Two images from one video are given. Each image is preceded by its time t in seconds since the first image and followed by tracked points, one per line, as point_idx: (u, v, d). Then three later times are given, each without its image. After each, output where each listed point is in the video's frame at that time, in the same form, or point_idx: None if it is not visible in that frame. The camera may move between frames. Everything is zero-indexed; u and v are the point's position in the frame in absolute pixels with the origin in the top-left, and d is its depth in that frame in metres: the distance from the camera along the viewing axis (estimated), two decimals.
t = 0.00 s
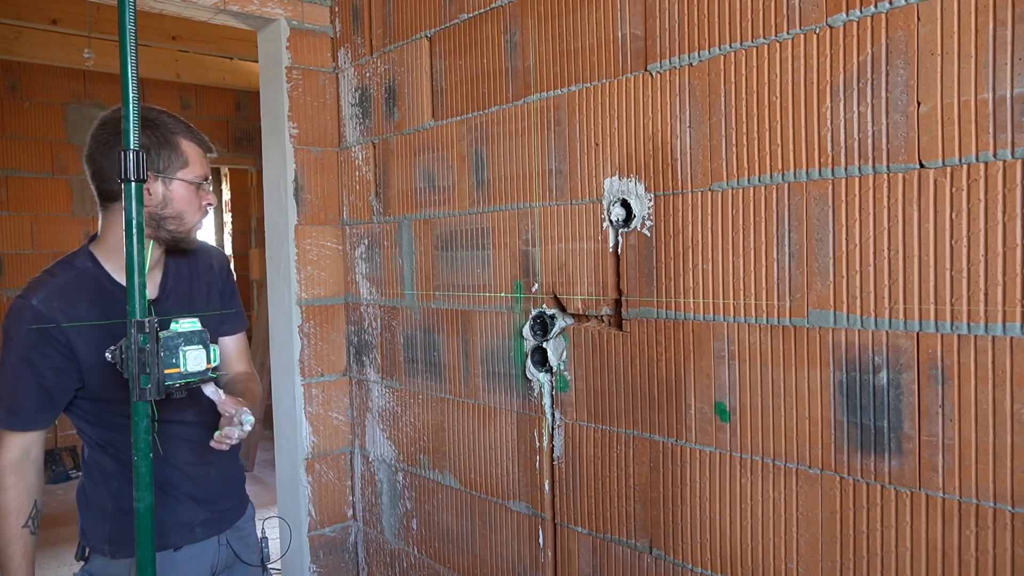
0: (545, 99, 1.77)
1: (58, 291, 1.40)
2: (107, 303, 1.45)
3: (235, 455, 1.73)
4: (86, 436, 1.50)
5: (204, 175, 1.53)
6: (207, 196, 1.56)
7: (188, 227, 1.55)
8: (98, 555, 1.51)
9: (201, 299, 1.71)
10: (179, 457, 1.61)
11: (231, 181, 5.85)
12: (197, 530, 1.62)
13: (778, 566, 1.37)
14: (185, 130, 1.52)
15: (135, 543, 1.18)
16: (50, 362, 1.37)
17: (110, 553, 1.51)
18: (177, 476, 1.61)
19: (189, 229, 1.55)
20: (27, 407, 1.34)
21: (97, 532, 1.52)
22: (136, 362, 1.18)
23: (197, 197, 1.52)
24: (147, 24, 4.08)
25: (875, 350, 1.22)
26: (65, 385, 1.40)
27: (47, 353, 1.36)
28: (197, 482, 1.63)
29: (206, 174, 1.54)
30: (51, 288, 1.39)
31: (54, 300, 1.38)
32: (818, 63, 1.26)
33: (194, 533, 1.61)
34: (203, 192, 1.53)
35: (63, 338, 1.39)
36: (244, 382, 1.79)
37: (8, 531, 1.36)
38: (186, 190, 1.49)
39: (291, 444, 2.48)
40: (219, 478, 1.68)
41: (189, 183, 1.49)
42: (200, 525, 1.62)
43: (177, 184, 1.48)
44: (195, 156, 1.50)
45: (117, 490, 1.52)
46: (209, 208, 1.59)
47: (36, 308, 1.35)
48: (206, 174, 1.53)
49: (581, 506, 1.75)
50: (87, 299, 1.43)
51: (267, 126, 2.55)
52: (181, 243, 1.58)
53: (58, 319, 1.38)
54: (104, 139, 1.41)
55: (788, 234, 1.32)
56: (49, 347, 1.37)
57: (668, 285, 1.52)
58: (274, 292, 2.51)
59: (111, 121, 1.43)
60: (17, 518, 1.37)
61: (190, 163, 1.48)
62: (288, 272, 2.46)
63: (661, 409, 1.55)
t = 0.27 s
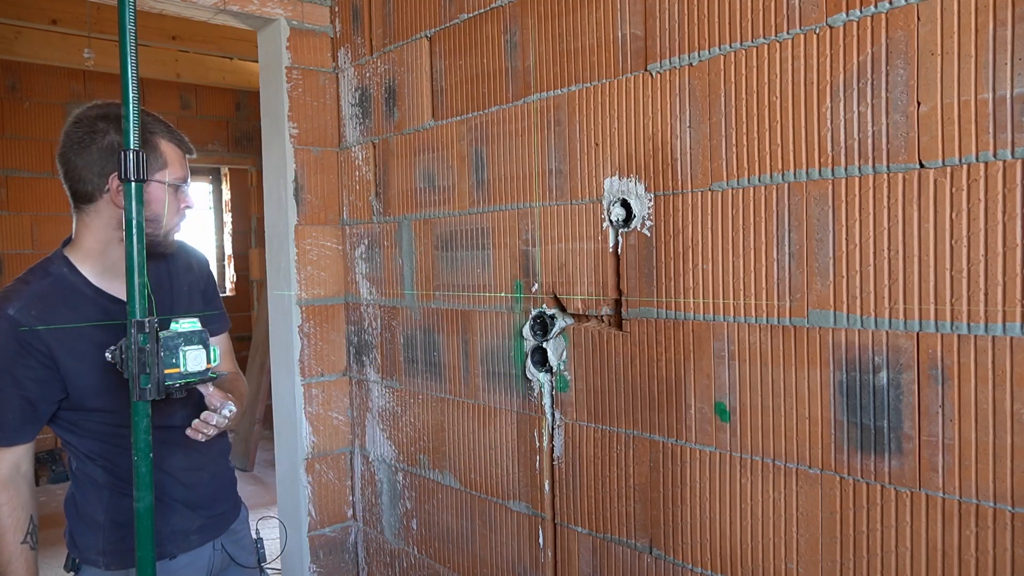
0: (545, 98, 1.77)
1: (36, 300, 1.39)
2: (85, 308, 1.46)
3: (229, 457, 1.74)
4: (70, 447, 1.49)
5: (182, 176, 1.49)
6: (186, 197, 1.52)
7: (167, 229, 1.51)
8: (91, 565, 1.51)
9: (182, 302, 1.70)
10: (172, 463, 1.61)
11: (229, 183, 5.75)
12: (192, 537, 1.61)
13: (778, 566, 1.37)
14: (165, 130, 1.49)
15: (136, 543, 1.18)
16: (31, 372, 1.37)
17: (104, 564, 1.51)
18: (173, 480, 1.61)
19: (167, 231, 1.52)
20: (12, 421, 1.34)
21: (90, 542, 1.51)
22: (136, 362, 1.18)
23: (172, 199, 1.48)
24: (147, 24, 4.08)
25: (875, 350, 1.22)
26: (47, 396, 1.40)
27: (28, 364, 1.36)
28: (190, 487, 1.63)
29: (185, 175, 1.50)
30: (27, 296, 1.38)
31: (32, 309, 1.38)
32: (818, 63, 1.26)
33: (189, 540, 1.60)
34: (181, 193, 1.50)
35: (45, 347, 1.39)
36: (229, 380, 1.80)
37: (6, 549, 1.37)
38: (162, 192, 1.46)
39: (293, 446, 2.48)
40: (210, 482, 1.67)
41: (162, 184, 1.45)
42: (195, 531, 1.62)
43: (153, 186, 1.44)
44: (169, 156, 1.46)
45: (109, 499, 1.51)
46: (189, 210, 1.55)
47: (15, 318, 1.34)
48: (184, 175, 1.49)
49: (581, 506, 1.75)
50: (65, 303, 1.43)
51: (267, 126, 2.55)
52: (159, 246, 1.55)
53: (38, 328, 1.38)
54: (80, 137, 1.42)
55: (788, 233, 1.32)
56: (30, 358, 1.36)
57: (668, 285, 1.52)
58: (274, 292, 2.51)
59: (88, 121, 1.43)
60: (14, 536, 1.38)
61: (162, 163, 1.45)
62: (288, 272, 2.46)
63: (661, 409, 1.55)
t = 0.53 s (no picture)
0: (545, 99, 1.77)
1: (23, 304, 1.39)
2: (75, 312, 1.46)
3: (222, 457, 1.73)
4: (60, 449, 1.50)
5: (170, 177, 1.47)
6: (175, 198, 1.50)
7: (156, 231, 1.50)
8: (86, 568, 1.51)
9: (172, 303, 1.69)
10: (167, 465, 1.61)
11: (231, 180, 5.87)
12: (187, 539, 1.61)
13: (778, 566, 1.37)
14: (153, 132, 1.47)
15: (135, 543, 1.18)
16: (19, 377, 1.37)
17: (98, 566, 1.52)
18: (169, 481, 1.61)
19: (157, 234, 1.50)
20: (1, 427, 1.34)
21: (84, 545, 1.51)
22: (136, 362, 1.19)
23: (162, 201, 1.46)
24: (147, 24, 4.08)
25: (875, 350, 1.22)
26: (36, 401, 1.40)
27: (15, 369, 1.36)
28: (185, 489, 1.63)
29: (174, 176, 1.49)
30: (15, 300, 1.38)
31: (20, 313, 1.38)
32: (818, 63, 1.26)
33: (184, 541, 1.60)
34: (169, 195, 1.48)
35: (33, 351, 1.39)
36: (221, 382, 1.79)
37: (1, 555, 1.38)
38: (151, 193, 1.44)
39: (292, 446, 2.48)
40: (205, 483, 1.67)
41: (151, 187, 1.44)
42: (190, 533, 1.62)
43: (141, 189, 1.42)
44: (159, 158, 1.45)
45: (103, 503, 1.52)
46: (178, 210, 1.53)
47: (2, 324, 1.35)
48: (173, 176, 1.47)
49: (581, 506, 1.75)
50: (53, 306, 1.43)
51: (267, 126, 2.55)
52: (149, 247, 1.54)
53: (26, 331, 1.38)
54: (67, 139, 1.41)
55: (788, 234, 1.32)
56: (18, 362, 1.37)
57: (668, 285, 1.52)
58: (274, 292, 2.51)
59: (74, 122, 1.42)
60: (8, 543, 1.39)
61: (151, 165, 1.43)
62: (288, 272, 2.45)
63: (661, 409, 1.55)
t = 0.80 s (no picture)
0: (545, 99, 1.77)
1: (20, 306, 1.39)
2: (72, 312, 1.45)
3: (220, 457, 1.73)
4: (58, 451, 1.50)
5: (167, 179, 1.47)
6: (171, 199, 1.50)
7: (153, 232, 1.49)
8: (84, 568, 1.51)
9: (168, 303, 1.70)
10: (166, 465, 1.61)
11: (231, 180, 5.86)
12: (184, 538, 1.61)
13: (779, 566, 1.37)
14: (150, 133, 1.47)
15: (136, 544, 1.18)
16: (16, 379, 1.37)
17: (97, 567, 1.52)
18: (167, 481, 1.60)
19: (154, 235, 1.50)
20: None
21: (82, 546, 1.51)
22: (136, 362, 1.19)
23: (159, 203, 1.46)
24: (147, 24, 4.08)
25: (875, 350, 1.22)
26: (33, 402, 1.40)
27: (12, 371, 1.36)
28: (184, 489, 1.63)
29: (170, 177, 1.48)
30: (12, 302, 1.38)
31: (16, 315, 1.38)
32: (818, 63, 1.26)
33: (181, 541, 1.60)
34: (166, 196, 1.47)
35: (29, 353, 1.39)
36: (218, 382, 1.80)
37: None
38: (147, 194, 1.44)
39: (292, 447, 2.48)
40: (204, 483, 1.67)
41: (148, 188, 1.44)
42: (188, 532, 1.62)
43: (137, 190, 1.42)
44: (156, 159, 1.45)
45: (101, 503, 1.52)
46: (174, 212, 1.53)
47: None
48: (169, 178, 1.47)
49: (581, 506, 1.75)
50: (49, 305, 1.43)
51: (267, 126, 2.55)
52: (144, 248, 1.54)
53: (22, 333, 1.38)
54: (62, 141, 1.40)
55: (788, 234, 1.32)
56: (15, 365, 1.37)
57: (668, 285, 1.52)
58: (274, 292, 2.51)
59: (69, 123, 1.42)
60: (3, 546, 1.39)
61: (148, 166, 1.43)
62: (288, 271, 2.45)
63: (661, 409, 1.55)
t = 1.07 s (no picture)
0: (545, 99, 1.77)
1: (28, 306, 1.39)
2: (77, 312, 1.46)
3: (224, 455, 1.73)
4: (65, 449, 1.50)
5: (171, 179, 1.47)
6: (176, 199, 1.50)
7: (159, 232, 1.50)
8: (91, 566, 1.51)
9: (176, 302, 1.70)
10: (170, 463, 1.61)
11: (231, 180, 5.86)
12: (190, 536, 1.61)
13: (779, 565, 1.37)
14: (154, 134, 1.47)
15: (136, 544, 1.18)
16: (25, 379, 1.37)
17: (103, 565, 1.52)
18: (172, 480, 1.60)
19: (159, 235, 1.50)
20: (8, 428, 1.34)
21: (88, 544, 1.51)
22: (136, 362, 1.18)
23: (163, 203, 1.46)
24: (146, 24, 4.08)
25: (875, 350, 1.22)
26: (42, 402, 1.40)
27: (21, 371, 1.36)
28: (188, 487, 1.63)
29: (174, 177, 1.48)
30: (19, 303, 1.38)
31: (25, 315, 1.37)
32: (818, 62, 1.26)
33: (186, 538, 1.60)
34: (170, 196, 1.48)
35: (37, 353, 1.39)
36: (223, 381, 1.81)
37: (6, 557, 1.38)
38: (151, 194, 1.44)
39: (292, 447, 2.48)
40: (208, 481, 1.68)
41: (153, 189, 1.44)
42: (193, 531, 1.62)
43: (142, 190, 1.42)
44: (160, 160, 1.45)
45: (107, 501, 1.52)
46: (179, 212, 1.53)
47: (7, 325, 1.34)
48: (173, 178, 1.47)
49: (581, 506, 1.75)
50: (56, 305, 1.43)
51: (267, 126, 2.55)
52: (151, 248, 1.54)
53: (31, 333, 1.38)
54: (68, 143, 1.41)
55: (788, 233, 1.32)
56: (24, 364, 1.37)
57: (668, 285, 1.52)
58: (274, 292, 2.51)
59: (74, 125, 1.43)
60: (14, 544, 1.39)
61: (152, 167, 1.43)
62: (288, 271, 2.45)
63: (661, 409, 1.55)
